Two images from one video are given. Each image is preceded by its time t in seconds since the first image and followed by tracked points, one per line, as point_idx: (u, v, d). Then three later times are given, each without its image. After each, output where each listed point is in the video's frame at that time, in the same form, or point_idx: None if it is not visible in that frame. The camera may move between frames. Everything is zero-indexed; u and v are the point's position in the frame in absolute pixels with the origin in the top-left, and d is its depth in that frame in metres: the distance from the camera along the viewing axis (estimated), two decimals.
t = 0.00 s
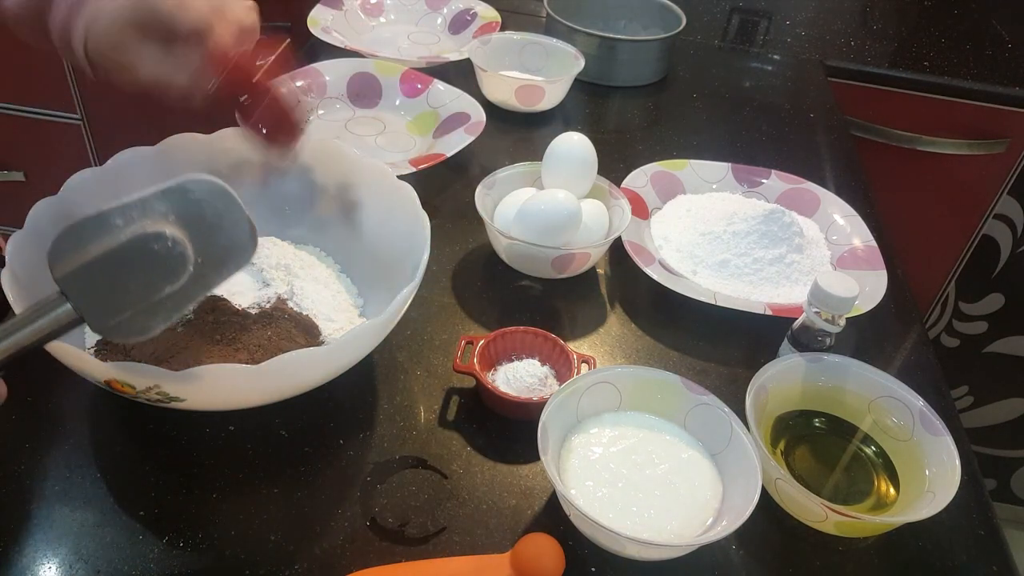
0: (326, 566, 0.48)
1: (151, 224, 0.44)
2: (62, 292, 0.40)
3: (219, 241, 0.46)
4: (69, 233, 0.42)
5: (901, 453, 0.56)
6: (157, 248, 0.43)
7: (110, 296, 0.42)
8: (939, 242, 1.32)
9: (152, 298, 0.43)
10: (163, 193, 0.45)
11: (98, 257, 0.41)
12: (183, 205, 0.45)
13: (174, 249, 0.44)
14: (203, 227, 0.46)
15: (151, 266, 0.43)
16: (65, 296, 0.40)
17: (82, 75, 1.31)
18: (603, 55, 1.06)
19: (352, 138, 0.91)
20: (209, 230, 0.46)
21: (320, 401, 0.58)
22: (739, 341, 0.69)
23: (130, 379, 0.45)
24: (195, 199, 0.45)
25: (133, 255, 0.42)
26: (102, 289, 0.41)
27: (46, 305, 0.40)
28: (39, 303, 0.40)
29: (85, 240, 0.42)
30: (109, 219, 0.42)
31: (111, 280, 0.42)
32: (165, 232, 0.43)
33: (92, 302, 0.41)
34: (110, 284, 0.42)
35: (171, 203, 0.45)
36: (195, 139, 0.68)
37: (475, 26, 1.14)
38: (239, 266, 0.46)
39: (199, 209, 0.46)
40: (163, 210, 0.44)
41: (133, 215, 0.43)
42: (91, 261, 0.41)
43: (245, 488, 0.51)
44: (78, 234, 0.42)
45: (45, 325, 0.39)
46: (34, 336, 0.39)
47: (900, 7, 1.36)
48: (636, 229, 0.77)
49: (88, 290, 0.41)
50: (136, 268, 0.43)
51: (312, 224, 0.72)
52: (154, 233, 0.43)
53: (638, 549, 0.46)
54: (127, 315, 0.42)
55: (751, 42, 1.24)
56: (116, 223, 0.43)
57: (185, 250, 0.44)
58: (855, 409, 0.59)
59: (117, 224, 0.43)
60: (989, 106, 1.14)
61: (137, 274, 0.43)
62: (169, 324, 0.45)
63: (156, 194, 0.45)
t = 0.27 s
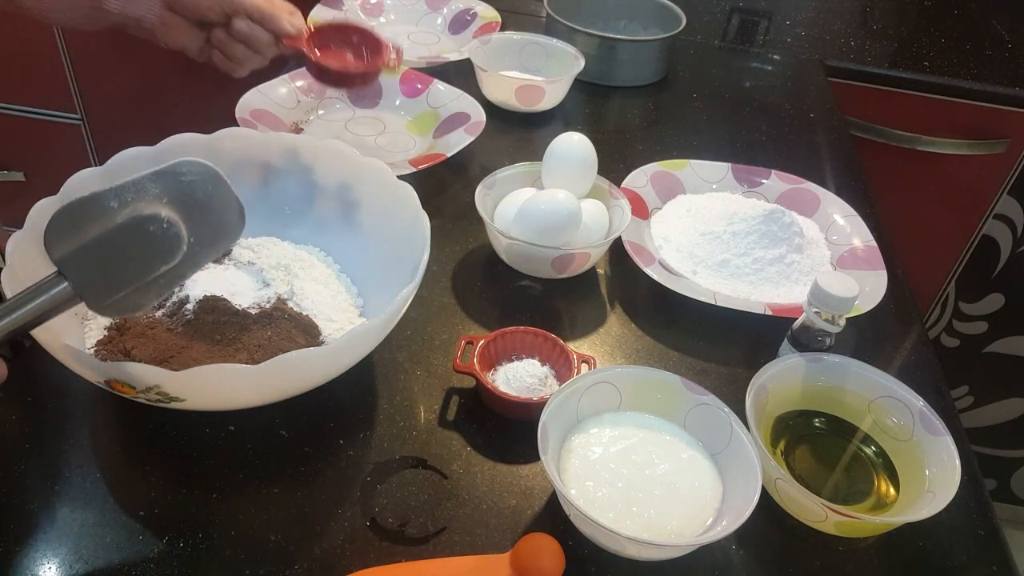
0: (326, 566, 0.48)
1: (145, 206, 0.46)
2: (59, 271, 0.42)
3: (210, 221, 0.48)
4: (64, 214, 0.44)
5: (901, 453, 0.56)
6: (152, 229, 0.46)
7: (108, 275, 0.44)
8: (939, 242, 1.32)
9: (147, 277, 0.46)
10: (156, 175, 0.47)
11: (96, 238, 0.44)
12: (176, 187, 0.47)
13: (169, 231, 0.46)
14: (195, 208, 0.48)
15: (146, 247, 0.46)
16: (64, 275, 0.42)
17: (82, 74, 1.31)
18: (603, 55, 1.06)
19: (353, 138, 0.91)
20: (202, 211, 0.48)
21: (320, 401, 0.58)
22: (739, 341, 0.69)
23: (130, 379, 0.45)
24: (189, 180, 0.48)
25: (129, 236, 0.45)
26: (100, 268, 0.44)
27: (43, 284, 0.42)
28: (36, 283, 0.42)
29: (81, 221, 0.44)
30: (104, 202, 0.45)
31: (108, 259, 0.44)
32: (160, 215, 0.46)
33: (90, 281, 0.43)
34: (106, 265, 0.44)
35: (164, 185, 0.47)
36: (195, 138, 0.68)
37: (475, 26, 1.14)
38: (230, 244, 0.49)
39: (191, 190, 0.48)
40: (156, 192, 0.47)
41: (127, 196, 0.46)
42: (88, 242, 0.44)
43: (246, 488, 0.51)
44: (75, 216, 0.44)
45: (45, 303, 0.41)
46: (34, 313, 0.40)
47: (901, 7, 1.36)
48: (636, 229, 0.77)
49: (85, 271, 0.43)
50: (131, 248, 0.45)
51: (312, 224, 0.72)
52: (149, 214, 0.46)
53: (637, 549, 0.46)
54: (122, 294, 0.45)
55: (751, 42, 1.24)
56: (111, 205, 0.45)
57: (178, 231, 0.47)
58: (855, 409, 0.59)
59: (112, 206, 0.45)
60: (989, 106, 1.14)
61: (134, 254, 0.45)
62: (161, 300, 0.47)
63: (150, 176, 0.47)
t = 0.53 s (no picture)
0: (326, 566, 0.48)
1: (145, 192, 0.48)
2: (63, 256, 0.43)
3: (206, 208, 0.51)
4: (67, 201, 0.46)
5: (901, 453, 0.56)
6: (153, 214, 0.48)
7: (110, 258, 0.45)
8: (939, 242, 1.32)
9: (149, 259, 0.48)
10: (155, 164, 0.49)
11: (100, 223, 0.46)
12: (173, 175, 0.50)
13: (169, 217, 0.49)
14: (191, 195, 0.51)
15: (148, 232, 0.48)
16: (68, 259, 0.43)
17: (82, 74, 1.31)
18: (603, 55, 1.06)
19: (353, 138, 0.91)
20: (198, 198, 0.51)
21: (320, 401, 0.58)
22: (739, 341, 0.69)
23: (130, 379, 0.45)
24: (185, 168, 0.51)
25: (131, 220, 0.47)
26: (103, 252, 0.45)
27: (47, 268, 0.42)
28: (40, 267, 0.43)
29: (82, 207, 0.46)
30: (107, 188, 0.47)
31: (110, 244, 0.46)
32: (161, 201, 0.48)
33: (94, 264, 0.44)
34: (110, 248, 0.46)
35: (163, 173, 0.50)
36: (195, 138, 0.68)
37: (475, 26, 1.14)
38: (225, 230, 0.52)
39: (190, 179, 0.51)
40: (155, 180, 0.49)
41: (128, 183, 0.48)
42: (93, 226, 0.45)
43: (246, 488, 0.51)
44: (77, 202, 0.46)
45: (50, 286, 0.42)
46: (38, 296, 0.41)
47: (901, 7, 1.36)
48: (636, 229, 0.77)
49: (89, 255, 0.44)
50: (133, 233, 0.47)
51: (312, 224, 0.72)
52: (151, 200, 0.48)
53: (637, 549, 0.46)
54: (125, 276, 0.46)
55: (751, 42, 1.24)
56: (112, 191, 0.47)
57: (178, 217, 0.49)
58: (855, 409, 0.59)
59: (113, 192, 0.47)
60: (989, 106, 1.14)
61: (136, 238, 0.47)
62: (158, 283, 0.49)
63: (148, 165, 0.49)
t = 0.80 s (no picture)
0: (326, 566, 0.47)
1: (147, 186, 0.48)
2: (64, 249, 0.43)
3: (208, 203, 0.51)
4: (69, 194, 0.46)
5: (901, 453, 0.56)
6: (153, 209, 0.47)
7: (111, 253, 0.45)
8: (939, 242, 1.32)
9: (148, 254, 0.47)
10: (157, 158, 0.49)
11: (101, 218, 0.45)
12: (175, 169, 0.50)
13: (170, 211, 0.48)
14: (193, 188, 0.50)
15: (149, 227, 0.47)
16: (70, 252, 0.43)
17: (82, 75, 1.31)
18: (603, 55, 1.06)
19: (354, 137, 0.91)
20: (201, 192, 0.50)
21: (320, 401, 0.58)
22: (739, 341, 0.69)
23: (130, 379, 0.45)
24: (187, 163, 0.50)
25: (132, 215, 0.47)
26: (104, 245, 0.45)
27: (50, 261, 0.43)
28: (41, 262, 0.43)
29: (84, 201, 0.46)
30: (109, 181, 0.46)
31: (111, 238, 0.46)
32: (162, 195, 0.48)
33: (95, 258, 0.44)
34: (111, 243, 0.45)
35: (165, 167, 0.49)
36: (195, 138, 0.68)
37: (475, 26, 1.14)
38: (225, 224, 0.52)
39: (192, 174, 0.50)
40: (157, 173, 0.49)
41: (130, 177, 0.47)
42: (94, 221, 0.45)
43: (246, 488, 0.51)
44: (80, 195, 0.46)
45: (54, 279, 0.42)
46: (42, 289, 0.41)
47: (901, 7, 1.36)
48: (636, 229, 0.77)
49: (89, 249, 0.44)
50: (135, 227, 0.47)
51: (312, 224, 0.72)
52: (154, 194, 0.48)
53: (637, 549, 0.46)
54: (124, 271, 0.46)
55: (751, 42, 1.24)
56: (113, 186, 0.47)
57: (179, 211, 0.48)
58: (855, 409, 0.59)
59: (115, 186, 0.47)
60: (990, 106, 1.14)
61: (137, 233, 0.47)
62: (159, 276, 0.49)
63: (150, 159, 0.49)
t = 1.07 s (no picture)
0: (326, 566, 0.47)
1: (151, 189, 0.48)
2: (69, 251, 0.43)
3: (209, 205, 0.51)
4: (72, 195, 0.45)
5: (901, 453, 0.56)
6: (157, 211, 0.48)
7: (117, 256, 0.45)
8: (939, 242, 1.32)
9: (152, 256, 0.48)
10: (159, 160, 0.49)
11: (106, 220, 0.45)
12: (177, 171, 0.50)
13: (174, 213, 0.49)
14: (195, 191, 0.51)
15: (154, 230, 0.48)
16: (75, 254, 0.43)
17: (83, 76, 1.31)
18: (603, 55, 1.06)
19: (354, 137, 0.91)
20: (202, 195, 0.51)
21: (320, 401, 0.58)
22: (739, 341, 0.69)
23: (130, 379, 0.45)
24: (190, 165, 0.51)
25: (137, 218, 0.47)
26: (109, 248, 0.45)
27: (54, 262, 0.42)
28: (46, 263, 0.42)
29: (88, 202, 0.45)
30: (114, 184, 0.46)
31: (117, 240, 0.46)
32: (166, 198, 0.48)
33: (99, 260, 0.44)
34: (117, 246, 0.46)
35: (167, 170, 0.50)
36: (195, 138, 0.68)
37: (475, 26, 1.14)
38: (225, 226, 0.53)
39: (194, 177, 0.51)
40: (160, 176, 0.49)
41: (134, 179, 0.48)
42: (99, 224, 0.45)
43: (246, 488, 0.51)
44: (83, 197, 0.45)
45: (58, 280, 0.42)
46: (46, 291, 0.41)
47: (901, 7, 1.36)
48: (636, 229, 0.77)
49: (94, 252, 0.44)
50: (139, 230, 0.47)
51: (312, 224, 0.72)
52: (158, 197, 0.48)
53: (638, 549, 0.46)
54: (129, 273, 0.46)
55: (751, 42, 1.24)
56: (117, 188, 0.47)
57: (183, 214, 0.49)
58: (855, 409, 0.59)
59: (119, 188, 0.47)
60: (990, 106, 1.14)
61: (141, 235, 0.47)
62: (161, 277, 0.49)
63: (152, 161, 0.49)
